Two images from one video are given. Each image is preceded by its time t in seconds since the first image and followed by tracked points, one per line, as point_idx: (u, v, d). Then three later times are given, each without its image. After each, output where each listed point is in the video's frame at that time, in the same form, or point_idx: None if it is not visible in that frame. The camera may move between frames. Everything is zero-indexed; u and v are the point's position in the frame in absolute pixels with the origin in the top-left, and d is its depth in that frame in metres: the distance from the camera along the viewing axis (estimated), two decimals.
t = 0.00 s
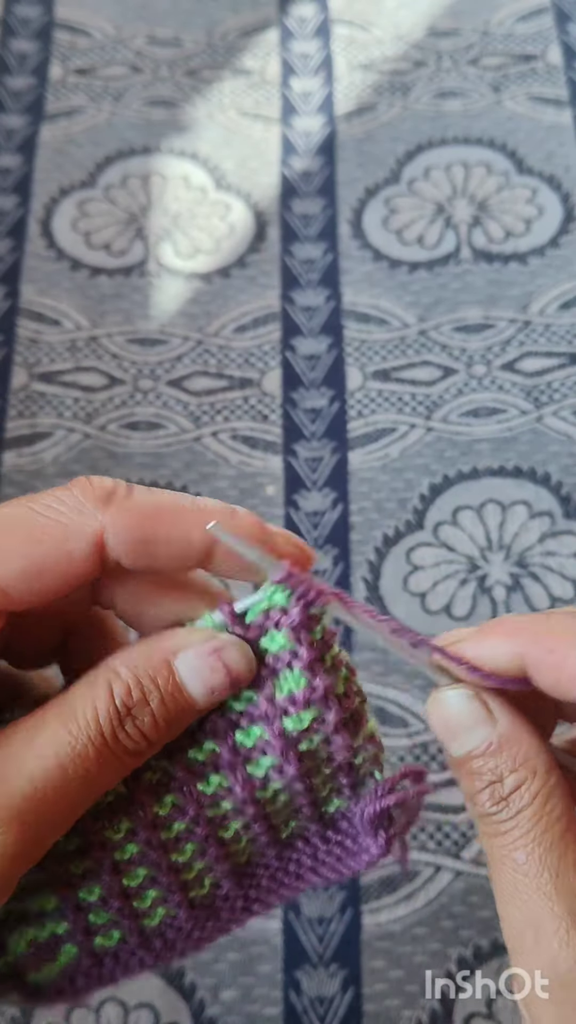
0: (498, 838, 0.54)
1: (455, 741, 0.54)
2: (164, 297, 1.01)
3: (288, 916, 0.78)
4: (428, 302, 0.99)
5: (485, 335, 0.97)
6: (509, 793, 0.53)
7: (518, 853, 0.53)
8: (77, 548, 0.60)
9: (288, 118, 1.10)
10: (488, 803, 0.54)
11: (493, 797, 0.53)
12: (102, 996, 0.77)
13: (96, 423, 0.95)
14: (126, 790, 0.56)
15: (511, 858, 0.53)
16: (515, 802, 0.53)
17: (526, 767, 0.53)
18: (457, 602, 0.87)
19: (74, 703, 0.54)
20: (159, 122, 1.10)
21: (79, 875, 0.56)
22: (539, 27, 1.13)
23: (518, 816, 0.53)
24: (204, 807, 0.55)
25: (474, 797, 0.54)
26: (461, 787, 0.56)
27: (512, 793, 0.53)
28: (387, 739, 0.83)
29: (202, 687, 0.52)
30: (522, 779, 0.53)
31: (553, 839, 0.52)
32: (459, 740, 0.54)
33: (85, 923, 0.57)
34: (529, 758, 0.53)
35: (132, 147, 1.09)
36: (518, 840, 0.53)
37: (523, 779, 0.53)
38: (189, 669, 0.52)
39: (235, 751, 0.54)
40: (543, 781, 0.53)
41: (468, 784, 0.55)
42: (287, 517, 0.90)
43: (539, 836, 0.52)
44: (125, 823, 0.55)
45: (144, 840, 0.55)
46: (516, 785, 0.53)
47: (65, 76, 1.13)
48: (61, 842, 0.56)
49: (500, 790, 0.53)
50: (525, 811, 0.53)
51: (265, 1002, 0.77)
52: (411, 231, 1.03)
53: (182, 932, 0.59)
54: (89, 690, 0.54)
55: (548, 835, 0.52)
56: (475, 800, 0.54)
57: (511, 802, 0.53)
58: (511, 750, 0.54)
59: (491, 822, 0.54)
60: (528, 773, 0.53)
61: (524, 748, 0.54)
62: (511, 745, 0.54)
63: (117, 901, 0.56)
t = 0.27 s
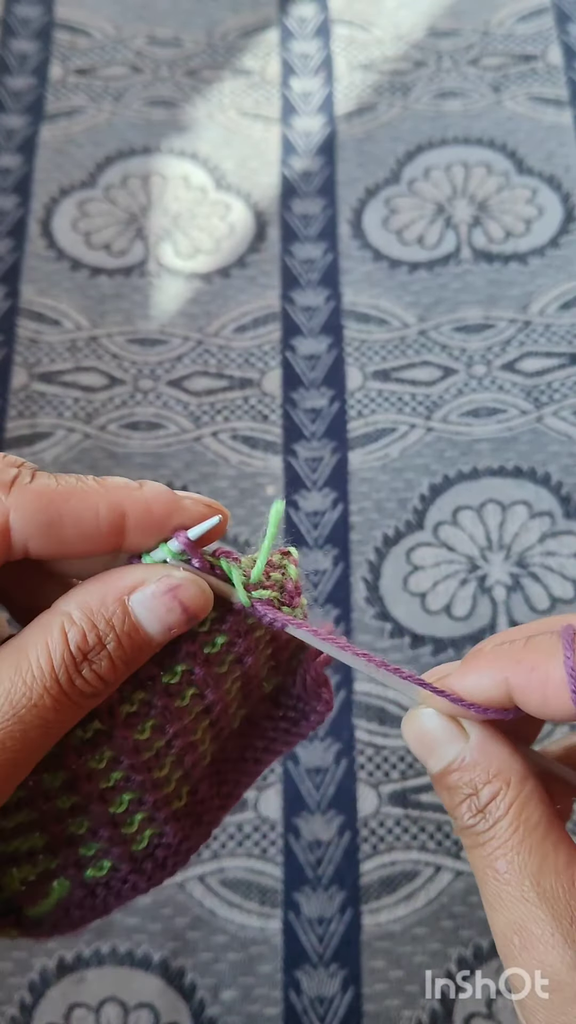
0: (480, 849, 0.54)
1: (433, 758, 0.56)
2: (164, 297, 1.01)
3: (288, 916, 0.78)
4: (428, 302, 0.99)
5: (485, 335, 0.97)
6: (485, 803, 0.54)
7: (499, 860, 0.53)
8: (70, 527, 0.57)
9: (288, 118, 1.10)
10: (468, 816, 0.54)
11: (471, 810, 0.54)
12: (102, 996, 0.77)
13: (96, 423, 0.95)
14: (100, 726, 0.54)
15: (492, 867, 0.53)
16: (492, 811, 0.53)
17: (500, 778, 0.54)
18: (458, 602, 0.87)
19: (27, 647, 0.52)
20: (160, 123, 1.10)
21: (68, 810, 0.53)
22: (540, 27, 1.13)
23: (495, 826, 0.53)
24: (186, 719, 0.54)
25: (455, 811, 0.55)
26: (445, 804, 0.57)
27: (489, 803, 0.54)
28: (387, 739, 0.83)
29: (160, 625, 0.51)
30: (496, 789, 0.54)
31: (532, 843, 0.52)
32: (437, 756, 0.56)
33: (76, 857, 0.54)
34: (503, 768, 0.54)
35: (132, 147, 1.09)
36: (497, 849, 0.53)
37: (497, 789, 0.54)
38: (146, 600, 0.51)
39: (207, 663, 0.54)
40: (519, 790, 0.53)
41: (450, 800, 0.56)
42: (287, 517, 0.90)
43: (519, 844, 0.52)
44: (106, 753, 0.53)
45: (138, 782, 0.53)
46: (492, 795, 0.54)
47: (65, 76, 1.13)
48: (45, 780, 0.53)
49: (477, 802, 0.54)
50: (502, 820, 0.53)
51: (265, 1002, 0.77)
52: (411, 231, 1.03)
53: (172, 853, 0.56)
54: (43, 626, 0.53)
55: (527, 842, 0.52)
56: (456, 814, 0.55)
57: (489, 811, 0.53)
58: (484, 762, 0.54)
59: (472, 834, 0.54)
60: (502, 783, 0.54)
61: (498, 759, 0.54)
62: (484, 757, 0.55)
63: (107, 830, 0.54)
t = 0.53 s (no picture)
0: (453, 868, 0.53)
1: (386, 786, 0.54)
2: (164, 297, 1.01)
3: (288, 916, 0.78)
4: (428, 302, 0.99)
5: (485, 335, 0.97)
6: (454, 820, 0.53)
7: (479, 872, 0.52)
8: (18, 517, 0.57)
9: (288, 118, 1.10)
10: (434, 837, 0.53)
11: (440, 830, 0.53)
12: (102, 996, 0.77)
13: (96, 423, 0.95)
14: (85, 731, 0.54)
15: (471, 882, 0.52)
16: (464, 826, 0.53)
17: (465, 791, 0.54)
18: (457, 602, 0.87)
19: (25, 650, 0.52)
20: (160, 123, 1.10)
21: (57, 818, 0.54)
22: (539, 27, 1.13)
23: (469, 840, 0.53)
24: (173, 722, 0.54)
25: (418, 837, 0.54)
26: (400, 834, 0.55)
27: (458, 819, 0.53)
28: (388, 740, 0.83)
29: (161, 613, 0.51)
30: (463, 803, 0.53)
31: (509, 847, 0.53)
32: (389, 785, 0.54)
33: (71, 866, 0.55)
34: (465, 782, 0.54)
35: (132, 147, 1.09)
36: (473, 865, 0.52)
37: (464, 803, 0.53)
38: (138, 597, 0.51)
39: (191, 664, 0.54)
40: (484, 800, 0.54)
41: (411, 829, 0.54)
42: (287, 517, 0.90)
43: (497, 850, 0.52)
44: (88, 760, 0.54)
45: (125, 790, 0.54)
46: (460, 809, 0.53)
47: (65, 76, 1.13)
48: (29, 787, 0.54)
49: (445, 820, 0.53)
50: (476, 831, 0.53)
51: (265, 1002, 0.77)
52: (411, 231, 1.03)
53: (172, 867, 0.55)
54: (38, 632, 0.52)
55: (505, 846, 0.53)
56: (421, 839, 0.54)
57: (460, 827, 0.53)
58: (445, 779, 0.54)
59: (442, 855, 0.53)
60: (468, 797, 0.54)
61: (457, 775, 0.54)
62: (443, 775, 0.54)
63: (96, 839, 0.54)
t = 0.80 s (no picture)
0: (454, 874, 0.53)
1: (371, 802, 0.54)
2: (164, 297, 1.01)
3: (289, 917, 0.78)
4: (428, 301, 0.99)
5: (486, 334, 0.97)
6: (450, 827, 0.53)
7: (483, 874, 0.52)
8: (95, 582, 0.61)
9: (288, 117, 1.09)
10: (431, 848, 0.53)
11: (437, 840, 0.52)
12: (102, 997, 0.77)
13: (95, 423, 0.95)
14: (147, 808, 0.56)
15: (475, 886, 0.52)
16: (460, 832, 0.53)
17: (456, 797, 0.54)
18: (458, 602, 0.87)
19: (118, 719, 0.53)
20: (159, 122, 1.10)
21: (108, 886, 0.55)
22: (540, 26, 1.12)
23: (467, 845, 0.52)
24: (233, 809, 0.58)
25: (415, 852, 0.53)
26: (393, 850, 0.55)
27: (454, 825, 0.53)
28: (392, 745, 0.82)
29: (256, 687, 0.54)
30: (455, 808, 0.53)
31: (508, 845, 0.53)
32: (374, 800, 0.54)
33: (111, 936, 0.55)
34: (454, 788, 0.54)
35: (131, 147, 1.09)
36: (477, 870, 0.52)
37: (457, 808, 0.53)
38: (239, 681, 0.54)
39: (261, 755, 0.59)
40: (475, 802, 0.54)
41: (405, 845, 0.53)
42: (286, 517, 0.90)
43: (496, 849, 0.52)
44: (149, 828, 0.56)
45: (180, 864, 0.56)
46: (454, 814, 0.53)
47: (64, 75, 1.13)
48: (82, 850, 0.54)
49: (441, 828, 0.53)
50: (473, 835, 0.52)
51: (265, 1003, 0.76)
52: (411, 231, 1.03)
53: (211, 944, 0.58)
54: (140, 695, 0.54)
55: (503, 844, 0.53)
56: (417, 852, 0.53)
57: (456, 834, 0.53)
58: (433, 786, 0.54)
59: (441, 865, 0.53)
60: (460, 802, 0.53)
61: (443, 781, 0.54)
62: (430, 783, 0.54)
63: (145, 910, 0.55)
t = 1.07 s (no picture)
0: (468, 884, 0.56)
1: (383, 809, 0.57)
2: (165, 297, 1.01)
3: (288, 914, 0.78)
4: (428, 303, 1.00)
5: (484, 335, 0.98)
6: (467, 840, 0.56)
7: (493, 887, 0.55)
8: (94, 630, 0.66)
9: (288, 119, 1.10)
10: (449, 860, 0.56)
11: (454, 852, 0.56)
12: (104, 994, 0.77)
13: (97, 423, 0.95)
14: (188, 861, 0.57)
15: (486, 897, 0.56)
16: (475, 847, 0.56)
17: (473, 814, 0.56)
18: (457, 602, 0.87)
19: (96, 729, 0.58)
20: (160, 123, 1.11)
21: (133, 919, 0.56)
22: (539, 29, 1.13)
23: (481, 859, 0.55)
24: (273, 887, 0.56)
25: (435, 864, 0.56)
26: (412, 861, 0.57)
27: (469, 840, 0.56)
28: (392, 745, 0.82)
29: (230, 698, 0.57)
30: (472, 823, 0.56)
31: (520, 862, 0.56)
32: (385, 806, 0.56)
33: (171, 972, 0.58)
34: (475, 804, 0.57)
35: (132, 148, 1.09)
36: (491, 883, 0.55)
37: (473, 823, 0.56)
38: (220, 669, 0.57)
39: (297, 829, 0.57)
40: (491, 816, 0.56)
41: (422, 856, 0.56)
42: (286, 517, 0.91)
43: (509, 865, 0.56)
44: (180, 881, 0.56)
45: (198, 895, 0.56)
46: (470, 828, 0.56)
47: (66, 77, 1.13)
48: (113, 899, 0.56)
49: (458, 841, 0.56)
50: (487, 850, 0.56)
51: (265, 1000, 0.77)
52: (410, 232, 1.03)
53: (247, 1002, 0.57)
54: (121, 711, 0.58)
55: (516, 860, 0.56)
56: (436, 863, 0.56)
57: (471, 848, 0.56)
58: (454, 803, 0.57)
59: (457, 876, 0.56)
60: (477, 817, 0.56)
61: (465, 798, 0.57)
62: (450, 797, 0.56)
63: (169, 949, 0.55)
